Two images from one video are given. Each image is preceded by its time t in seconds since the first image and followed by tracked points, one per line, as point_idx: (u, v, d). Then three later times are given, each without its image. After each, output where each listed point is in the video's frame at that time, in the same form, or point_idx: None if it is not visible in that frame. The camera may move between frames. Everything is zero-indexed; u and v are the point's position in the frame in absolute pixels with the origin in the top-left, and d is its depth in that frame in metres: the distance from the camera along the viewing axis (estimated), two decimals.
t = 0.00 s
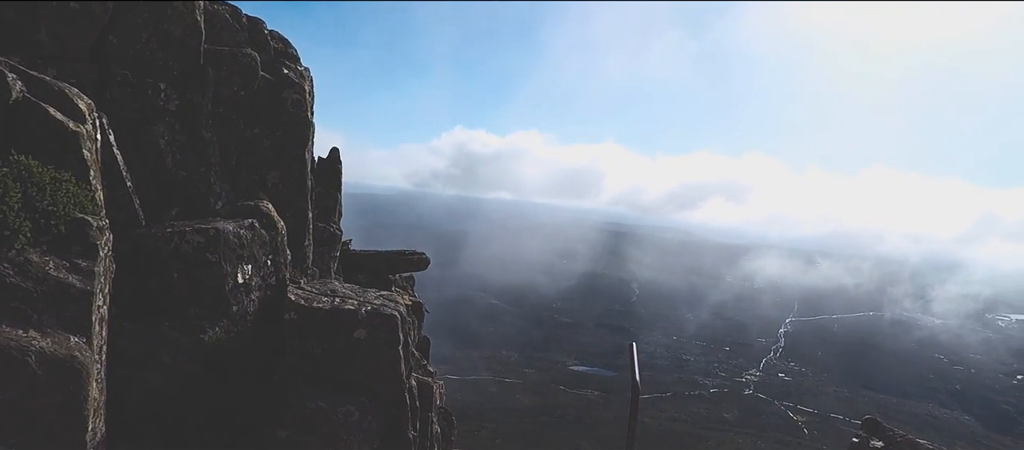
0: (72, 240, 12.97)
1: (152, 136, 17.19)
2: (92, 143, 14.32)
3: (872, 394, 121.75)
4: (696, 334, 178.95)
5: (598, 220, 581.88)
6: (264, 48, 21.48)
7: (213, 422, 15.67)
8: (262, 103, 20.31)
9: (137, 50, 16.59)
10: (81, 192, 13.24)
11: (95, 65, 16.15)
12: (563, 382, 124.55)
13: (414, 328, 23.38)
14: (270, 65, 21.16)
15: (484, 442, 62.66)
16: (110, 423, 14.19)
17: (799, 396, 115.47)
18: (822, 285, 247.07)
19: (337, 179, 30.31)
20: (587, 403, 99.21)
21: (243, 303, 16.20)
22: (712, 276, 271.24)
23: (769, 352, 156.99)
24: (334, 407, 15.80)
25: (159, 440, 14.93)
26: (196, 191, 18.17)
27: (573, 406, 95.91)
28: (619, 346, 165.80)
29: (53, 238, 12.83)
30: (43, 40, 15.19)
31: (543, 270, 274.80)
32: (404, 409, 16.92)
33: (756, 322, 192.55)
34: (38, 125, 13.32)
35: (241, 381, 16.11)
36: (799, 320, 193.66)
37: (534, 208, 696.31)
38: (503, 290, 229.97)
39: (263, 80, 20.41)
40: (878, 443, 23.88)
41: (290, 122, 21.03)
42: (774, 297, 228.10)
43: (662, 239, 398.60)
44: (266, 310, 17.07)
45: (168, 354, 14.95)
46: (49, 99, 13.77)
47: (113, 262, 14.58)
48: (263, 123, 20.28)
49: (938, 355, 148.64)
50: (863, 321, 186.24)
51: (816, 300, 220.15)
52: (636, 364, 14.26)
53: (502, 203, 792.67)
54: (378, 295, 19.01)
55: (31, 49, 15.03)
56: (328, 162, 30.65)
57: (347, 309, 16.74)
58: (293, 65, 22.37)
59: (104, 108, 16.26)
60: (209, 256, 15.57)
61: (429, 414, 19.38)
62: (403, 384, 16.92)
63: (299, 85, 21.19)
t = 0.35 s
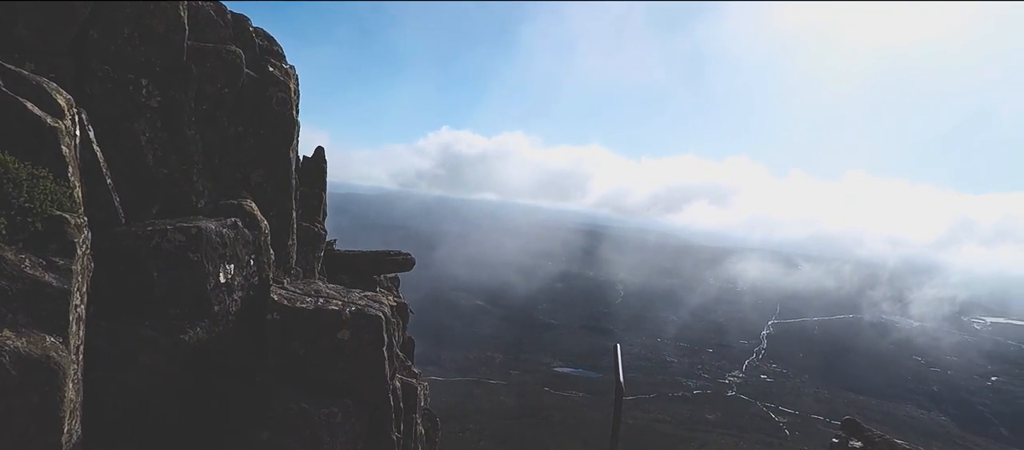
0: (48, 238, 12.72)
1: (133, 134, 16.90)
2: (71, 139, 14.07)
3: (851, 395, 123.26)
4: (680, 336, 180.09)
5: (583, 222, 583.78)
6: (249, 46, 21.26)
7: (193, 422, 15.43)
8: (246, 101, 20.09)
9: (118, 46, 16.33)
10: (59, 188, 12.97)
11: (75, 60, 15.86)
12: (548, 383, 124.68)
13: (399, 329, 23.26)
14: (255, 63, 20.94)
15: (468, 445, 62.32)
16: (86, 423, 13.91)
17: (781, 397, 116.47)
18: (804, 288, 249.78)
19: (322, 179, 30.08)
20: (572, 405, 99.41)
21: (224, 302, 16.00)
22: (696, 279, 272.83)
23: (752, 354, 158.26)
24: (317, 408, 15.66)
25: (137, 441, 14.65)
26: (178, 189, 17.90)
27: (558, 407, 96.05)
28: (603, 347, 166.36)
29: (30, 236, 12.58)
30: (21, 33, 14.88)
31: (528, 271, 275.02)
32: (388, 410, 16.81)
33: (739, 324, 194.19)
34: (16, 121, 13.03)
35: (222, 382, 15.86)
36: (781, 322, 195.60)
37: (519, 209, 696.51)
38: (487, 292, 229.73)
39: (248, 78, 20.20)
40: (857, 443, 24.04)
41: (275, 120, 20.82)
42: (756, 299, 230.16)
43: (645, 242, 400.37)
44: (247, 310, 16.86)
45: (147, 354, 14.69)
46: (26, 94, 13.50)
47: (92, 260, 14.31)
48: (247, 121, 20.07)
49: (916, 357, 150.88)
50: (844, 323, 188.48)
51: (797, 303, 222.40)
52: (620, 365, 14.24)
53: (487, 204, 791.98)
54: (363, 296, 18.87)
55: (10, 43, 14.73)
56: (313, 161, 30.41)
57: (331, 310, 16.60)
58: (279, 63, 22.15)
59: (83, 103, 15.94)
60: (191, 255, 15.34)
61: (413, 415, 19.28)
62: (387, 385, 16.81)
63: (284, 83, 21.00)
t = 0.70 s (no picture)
0: (19, 235, 12.35)
1: (110, 129, 16.51)
2: (45, 134, 13.69)
3: (828, 397, 124.66)
4: (661, 338, 181.08)
5: (566, 224, 584.96)
6: (231, 41, 20.94)
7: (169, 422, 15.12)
8: (227, 97, 19.77)
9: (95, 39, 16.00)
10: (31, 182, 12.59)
11: (50, 52, 15.49)
12: (530, 385, 124.58)
13: (381, 330, 23.05)
14: (236, 59, 20.63)
15: (449, 447, 61.98)
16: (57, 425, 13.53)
17: (760, 399, 117.56)
18: (783, 291, 252.43)
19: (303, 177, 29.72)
20: (553, 406, 99.32)
21: (203, 302, 15.68)
22: (677, 281, 274.63)
23: (731, 356, 159.58)
24: (297, 410, 15.44)
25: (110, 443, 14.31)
26: (157, 186, 17.53)
27: (540, 409, 95.91)
28: (585, 349, 166.72)
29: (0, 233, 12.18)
30: None
31: (510, 272, 274.98)
32: (369, 411, 16.61)
33: (720, 326, 195.75)
34: None
35: (199, 383, 15.58)
36: (759, 324, 197.66)
37: (503, 211, 696.10)
38: (469, 293, 229.24)
39: (230, 74, 19.90)
40: (833, 443, 24.12)
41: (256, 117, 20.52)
42: (736, 302, 232.20)
43: (627, 244, 402.18)
44: (227, 309, 16.57)
45: (122, 355, 14.37)
46: None
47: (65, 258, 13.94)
48: (228, 118, 19.76)
49: (891, 359, 153.23)
50: (821, 326, 190.85)
51: (777, 306, 224.76)
52: (602, 367, 14.14)
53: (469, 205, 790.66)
54: (344, 296, 18.65)
55: None
56: (294, 159, 30.03)
57: (312, 310, 16.36)
58: (261, 60, 21.84)
59: (58, 97, 15.54)
60: (168, 253, 15.02)
61: (394, 416, 19.10)
62: (368, 387, 16.63)
63: (266, 80, 20.71)
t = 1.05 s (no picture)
0: None
1: (88, 126, 16.16)
2: (19, 129, 13.32)
3: (807, 398, 126.02)
4: (644, 340, 181.95)
5: (549, 226, 585.59)
6: (213, 38, 20.65)
7: (147, 425, 14.87)
8: (209, 95, 19.49)
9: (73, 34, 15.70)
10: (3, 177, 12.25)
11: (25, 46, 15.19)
12: (514, 386, 124.46)
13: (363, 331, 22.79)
14: (218, 56, 20.33)
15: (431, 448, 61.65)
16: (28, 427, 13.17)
17: (741, 400, 118.51)
18: (763, 293, 255.03)
19: (286, 176, 29.40)
20: (537, 408, 99.30)
21: (182, 302, 15.39)
22: (660, 283, 276.44)
23: (713, 358, 160.71)
24: (277, 412, 15.24)
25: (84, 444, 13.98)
26: (136, 185, 17.18)
27: (524, 410, 95.77)
28: (568, 350, 167.00)
29: None
30: None
31: (493, 273, 274.82)
32: (351, 414, 16.43)
33: (702, 328, 197.18)
34: None
35: (179, 385, 15.29)
36: (741, 326, 199.35)
37: (487, 212, 695.07)
38: (452, 295, 228.52)
39: (212, 71, 19.63)
40: (812, 444, 24.07)
41: (238, 116, 20.23)
42: (718, 304, 233.96)
43: (610, 246, 404.12)
44: (206, 310, 16.28)
45: (98, 356, 14.05)
46: None
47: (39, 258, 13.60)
48: (209, 116, 19.47)
49: (868, 361, 155.43)
50: (801, 328, 193.01)
51: (757, 308, 227.16)
52: (586, 368, 14.04)
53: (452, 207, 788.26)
54: (327, 297, 18.44)
55: None
56: (278, 158, 29.72)
57: (294, 311, 16.15)
58: (243, 57, 21.55)
59: (33, 92, 15.17)
60: (147, 252, 14.70)
61: (377, 419, 18.89)
62: (350, 388, 16.45)
63: (249, 78, 20.45)
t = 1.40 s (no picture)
0: None
1: (59, 124, 15.71)
2: None
3: (785, 398, 127.37)
4: (624, 341, 182.77)
5: (529, 228, 585.81)
6: (191, 36, 20.27)
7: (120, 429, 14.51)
8: (185, 93, 19.13)
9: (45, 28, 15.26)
10: None
11: None
12: (495, 387, 124.15)
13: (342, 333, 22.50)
14: (196, 54, 19.95)
15: None
16: None
17: (721, 400, 119.49)
18: (742, 294, 257.61)
19: (265, 176, 28.98)
20: (519, 409, 99.24)
21: (156, 304, 15.06)
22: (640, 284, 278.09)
23: (693, 358, 161.87)
24: (254, 416, 14.94)
25: None
26: (109, 184, 16.79)
27: (505, 412, 95.57)
28: (549, 352, 167.06)
29: None
30: None
31: (474, 274, 274.10)
32: (331, 416, 16.18)
33: (681, 329, 198.56)
34: None
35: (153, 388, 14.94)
36: (720, 327, 201.10)
37: (468, 213, 693.35)
38: (433, 297, 227.64)
39: (188, 69, 19.28)
40: (788, 443, 24.04)
41: (216, 114, 19.88)
42: (697, 305, 235.74)
43: (591, 247, 405.67)
44: (181, 312, 15.95)
45: (68, 359, 13.62)
46: None
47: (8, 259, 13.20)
48: (186, 114, 19.11)
49: (844, 361, 157.82)
50: (779, 329, 195.20)
51: (736, 308, 229.25)
52: (567, 370, 13.96)
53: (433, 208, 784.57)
54: (306, 298, 18.19)
55: None
56: (256, 158, 29.28)
57: (272, 313, 15.89)
58: (222, 55, 21.18)
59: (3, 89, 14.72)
60: (120, 253, 14.33)
61: (356, 421, 18.67)
62: (330, 391, 16.20)
63: (227, 76, 20.12)
